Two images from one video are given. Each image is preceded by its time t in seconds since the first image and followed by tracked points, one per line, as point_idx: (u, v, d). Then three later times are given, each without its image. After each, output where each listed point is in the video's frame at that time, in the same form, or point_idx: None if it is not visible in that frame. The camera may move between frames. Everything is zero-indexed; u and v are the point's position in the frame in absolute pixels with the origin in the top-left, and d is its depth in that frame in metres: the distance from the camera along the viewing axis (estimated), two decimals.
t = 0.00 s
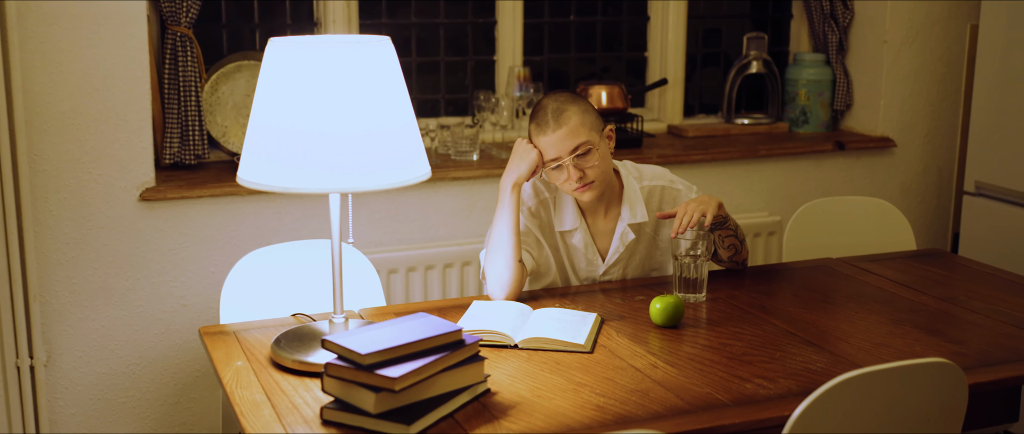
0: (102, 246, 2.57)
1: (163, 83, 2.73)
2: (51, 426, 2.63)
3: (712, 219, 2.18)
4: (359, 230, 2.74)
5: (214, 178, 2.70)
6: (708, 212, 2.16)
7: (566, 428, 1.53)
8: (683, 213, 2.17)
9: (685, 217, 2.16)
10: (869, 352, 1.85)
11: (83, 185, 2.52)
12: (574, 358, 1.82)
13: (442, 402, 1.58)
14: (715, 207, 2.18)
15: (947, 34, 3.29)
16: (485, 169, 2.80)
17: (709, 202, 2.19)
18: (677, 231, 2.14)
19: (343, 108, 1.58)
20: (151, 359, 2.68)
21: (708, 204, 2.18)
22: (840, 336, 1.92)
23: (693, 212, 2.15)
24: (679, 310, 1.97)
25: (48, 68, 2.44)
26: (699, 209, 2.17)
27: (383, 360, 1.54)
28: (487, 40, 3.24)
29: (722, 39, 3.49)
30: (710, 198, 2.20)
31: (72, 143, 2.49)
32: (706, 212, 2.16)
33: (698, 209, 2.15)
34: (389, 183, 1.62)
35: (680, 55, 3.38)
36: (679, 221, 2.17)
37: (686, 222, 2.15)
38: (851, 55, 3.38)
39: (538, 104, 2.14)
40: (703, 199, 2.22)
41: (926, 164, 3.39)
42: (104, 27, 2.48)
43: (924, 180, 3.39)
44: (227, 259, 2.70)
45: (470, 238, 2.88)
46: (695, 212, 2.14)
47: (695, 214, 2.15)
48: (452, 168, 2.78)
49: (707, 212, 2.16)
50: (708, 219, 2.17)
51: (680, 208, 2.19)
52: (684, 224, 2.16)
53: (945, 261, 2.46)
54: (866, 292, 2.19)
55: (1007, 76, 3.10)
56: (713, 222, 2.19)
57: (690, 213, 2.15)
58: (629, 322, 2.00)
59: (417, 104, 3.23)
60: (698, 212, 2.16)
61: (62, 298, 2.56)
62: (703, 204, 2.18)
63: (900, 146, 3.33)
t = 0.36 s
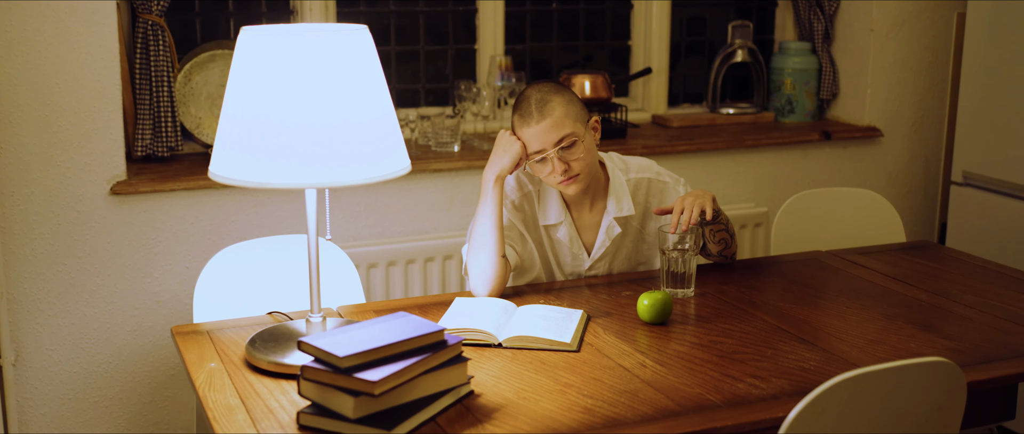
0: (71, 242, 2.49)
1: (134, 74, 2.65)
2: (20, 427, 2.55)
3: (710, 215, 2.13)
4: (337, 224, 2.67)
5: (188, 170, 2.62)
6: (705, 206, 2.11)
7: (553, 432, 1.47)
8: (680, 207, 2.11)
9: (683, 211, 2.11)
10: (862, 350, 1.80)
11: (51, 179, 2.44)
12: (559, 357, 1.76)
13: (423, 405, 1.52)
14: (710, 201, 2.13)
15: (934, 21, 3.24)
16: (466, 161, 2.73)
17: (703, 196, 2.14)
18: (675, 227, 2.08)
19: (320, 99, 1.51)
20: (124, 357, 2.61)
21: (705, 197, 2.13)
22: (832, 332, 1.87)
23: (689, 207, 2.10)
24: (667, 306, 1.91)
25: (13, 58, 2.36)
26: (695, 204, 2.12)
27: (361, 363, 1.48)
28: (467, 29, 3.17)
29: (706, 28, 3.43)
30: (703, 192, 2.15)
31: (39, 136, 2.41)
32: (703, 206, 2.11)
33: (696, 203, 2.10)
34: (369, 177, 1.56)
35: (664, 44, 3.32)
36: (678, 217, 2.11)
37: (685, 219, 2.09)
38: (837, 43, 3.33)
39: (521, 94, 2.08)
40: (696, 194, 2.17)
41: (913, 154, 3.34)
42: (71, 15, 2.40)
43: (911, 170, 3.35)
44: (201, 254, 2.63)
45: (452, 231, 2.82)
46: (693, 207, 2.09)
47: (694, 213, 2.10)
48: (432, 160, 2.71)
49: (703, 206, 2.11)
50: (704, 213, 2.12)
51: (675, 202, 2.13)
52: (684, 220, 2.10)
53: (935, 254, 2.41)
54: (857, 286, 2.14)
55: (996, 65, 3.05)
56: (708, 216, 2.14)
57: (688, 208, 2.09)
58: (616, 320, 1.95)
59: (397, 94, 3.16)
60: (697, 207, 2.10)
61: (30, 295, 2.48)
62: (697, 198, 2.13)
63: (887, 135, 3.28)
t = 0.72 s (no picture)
0: (44, 238, 2.42)
1: (109, 64, 2.58)
2: None
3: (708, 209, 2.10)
4: (320, 219, 2.61)
5: (165, 164, 2.55)
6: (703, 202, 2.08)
7: None
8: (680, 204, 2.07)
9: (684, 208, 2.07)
10: (862, 349, 1.74)
11: (23, 173, 2.37)
12: (550, 359, 1.70)
13: (409, 412, 1.46)
14: (707, 195, 2.11)
15: (927, 10, 3.19)
16: (452, 153, 2.67)
17: (698, 191, 2.11)
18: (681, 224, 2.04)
19: (302, 94, 1.45)
20: (100, 355, 2.54)
21: (702, 192, 2.11)
22: (830, 331, 1.82)
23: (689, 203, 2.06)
24: (660, 305, 1.85)
25: None
26: (694, 200, 2.08)
27: (343, 370, 1.42)
28: (452, 17, 3.10)
29: (695, 16, 3.37)
30: (697, 185, 2.12)
31: (9, 129, 2.34)
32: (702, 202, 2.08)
33: (695, 199, 2.07)
34: (352, 175, 1.49)
35: (653, 33, 3.26)
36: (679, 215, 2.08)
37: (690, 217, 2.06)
38: (828, 33, 3.28)
39: (508, 87, 2.02)
40: (689, 188, 2.13)
41: (905, 145, 3.29)
42: (41, 4, 2.32)
43: (903, 161, 3.30)
44: (179, 249, 2.56)
45: (437, 225, 2.75)
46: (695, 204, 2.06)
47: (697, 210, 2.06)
48: (417, 152, 2.64)
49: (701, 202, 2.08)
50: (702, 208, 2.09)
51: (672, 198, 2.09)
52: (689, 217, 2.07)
53: (931, 248, 2.36)
54: (854, 282, 2.08)
55: (990, 55, 3.00)
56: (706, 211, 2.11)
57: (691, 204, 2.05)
58: (607, 319, 1.89)
59: (380, 84, 3.09)
60: (699, 205, 2.07)
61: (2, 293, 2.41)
62: (694, 193, 2.10)
63: (879, 126, 3.23)
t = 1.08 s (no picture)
0: (18, 236, 2.34)
1: (87, 56, 2.50)
2: None
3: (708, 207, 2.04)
4: (304, 215, 2.53)
5: (145, 159, 2.48)
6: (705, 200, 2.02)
7: None
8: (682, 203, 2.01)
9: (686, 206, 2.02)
10: (867, 352, 1.68)
11: None
12: (544, 363, 1.63)
13: (398, 422, 1.39)
14: (706, 191, 2.05)
15: None
16: (439, 147, 2.60)
17: (697, 186, 2.06)
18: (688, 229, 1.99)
19: (285, 89, 1.37)
20: (77, 356, 2.47)
21: (701, 188, 2.05)
22: (833, 332, 1.76)
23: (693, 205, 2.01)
24: (657, 306, 1.78)
25: None
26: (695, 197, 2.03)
27: (329, 378, 1.35)
28: (440, 8, 3.02)
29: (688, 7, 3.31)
30: (695, 179, 2.06)
31: None
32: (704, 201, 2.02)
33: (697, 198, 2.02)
34: (338, 173, 1.42)
35: (645, 24, 3.19)
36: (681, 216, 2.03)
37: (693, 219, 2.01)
38: (824, 23, 3.22)
39: (500, 80, 1.96)
40: (687, 181, 2.08)
41: (901, 137, 3.23)
42: None
43: (898, 154, 3.24)
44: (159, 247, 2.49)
45: (425, 220, 2.69)
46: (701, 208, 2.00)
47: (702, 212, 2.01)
48: (404, 146, 2.57)
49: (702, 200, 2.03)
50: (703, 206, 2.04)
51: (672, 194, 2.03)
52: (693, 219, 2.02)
53: (931, 244, 2.30)
54: (855, 280, 2.02)
55: (988, 46, 2.94)
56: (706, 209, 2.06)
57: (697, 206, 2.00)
58: (602, 320, 1.82)
59: (366, 77, 3.01)
60: (702, 203, 2.02)
61: None
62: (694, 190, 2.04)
63: (875, 118, 3.17)
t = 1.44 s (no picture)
0: None
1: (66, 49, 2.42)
2: None
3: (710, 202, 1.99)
4: (291, 213, 2.46)
5: (126, 156, 2.40)
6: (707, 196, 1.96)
7: None
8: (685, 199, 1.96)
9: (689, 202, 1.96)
10: (877, 356, 1.62)
11: None
12: (541, 369, 1.56)
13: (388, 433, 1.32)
14: (707, 185, 1.99)
15: None
16: (430, 143, 2.52)
17: (699, 181, 1.99)
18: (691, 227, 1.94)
19: (270, 82, 1.30)
20: (56, 359, 2.39)
21: (703, 182, 1.99)
22: (841, 336, 1.69)
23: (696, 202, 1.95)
24: (658, 308, 1.72)
25: None
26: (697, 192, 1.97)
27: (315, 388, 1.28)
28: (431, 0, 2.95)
29: None
30: (696, 173, 2.01)
31: None
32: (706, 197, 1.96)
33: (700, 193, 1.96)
34: (327, 171, 1.35)
35: (641, 16, 3.12)
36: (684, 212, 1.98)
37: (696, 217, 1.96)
38: (823, 16, 3.15)
39: (494, 73, 1.90)
40: (688, 175, 2.02)
41: (901, 132, 3.17)
42: None
43: (899, 149, 3.18)
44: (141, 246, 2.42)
45: (416, 219, 2.61)
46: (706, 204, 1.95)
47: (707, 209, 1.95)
48: (394, 142, 2.50)
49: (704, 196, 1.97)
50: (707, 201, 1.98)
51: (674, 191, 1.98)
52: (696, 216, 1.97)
53: (937, 242, 2.24)
54: (861, 280, 1.96)
55: (991, 38, 2.88)
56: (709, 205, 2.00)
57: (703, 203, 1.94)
58: (600, 322, 1.75)
59: (355, 71, 2.93)
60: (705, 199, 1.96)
61: None
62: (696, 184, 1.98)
63: (875, 112, 3.11)
